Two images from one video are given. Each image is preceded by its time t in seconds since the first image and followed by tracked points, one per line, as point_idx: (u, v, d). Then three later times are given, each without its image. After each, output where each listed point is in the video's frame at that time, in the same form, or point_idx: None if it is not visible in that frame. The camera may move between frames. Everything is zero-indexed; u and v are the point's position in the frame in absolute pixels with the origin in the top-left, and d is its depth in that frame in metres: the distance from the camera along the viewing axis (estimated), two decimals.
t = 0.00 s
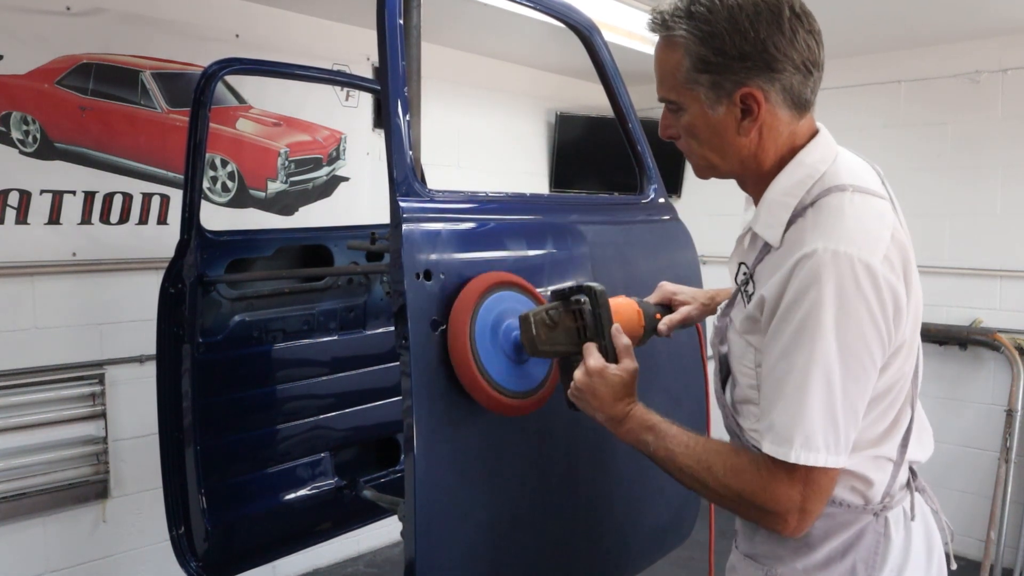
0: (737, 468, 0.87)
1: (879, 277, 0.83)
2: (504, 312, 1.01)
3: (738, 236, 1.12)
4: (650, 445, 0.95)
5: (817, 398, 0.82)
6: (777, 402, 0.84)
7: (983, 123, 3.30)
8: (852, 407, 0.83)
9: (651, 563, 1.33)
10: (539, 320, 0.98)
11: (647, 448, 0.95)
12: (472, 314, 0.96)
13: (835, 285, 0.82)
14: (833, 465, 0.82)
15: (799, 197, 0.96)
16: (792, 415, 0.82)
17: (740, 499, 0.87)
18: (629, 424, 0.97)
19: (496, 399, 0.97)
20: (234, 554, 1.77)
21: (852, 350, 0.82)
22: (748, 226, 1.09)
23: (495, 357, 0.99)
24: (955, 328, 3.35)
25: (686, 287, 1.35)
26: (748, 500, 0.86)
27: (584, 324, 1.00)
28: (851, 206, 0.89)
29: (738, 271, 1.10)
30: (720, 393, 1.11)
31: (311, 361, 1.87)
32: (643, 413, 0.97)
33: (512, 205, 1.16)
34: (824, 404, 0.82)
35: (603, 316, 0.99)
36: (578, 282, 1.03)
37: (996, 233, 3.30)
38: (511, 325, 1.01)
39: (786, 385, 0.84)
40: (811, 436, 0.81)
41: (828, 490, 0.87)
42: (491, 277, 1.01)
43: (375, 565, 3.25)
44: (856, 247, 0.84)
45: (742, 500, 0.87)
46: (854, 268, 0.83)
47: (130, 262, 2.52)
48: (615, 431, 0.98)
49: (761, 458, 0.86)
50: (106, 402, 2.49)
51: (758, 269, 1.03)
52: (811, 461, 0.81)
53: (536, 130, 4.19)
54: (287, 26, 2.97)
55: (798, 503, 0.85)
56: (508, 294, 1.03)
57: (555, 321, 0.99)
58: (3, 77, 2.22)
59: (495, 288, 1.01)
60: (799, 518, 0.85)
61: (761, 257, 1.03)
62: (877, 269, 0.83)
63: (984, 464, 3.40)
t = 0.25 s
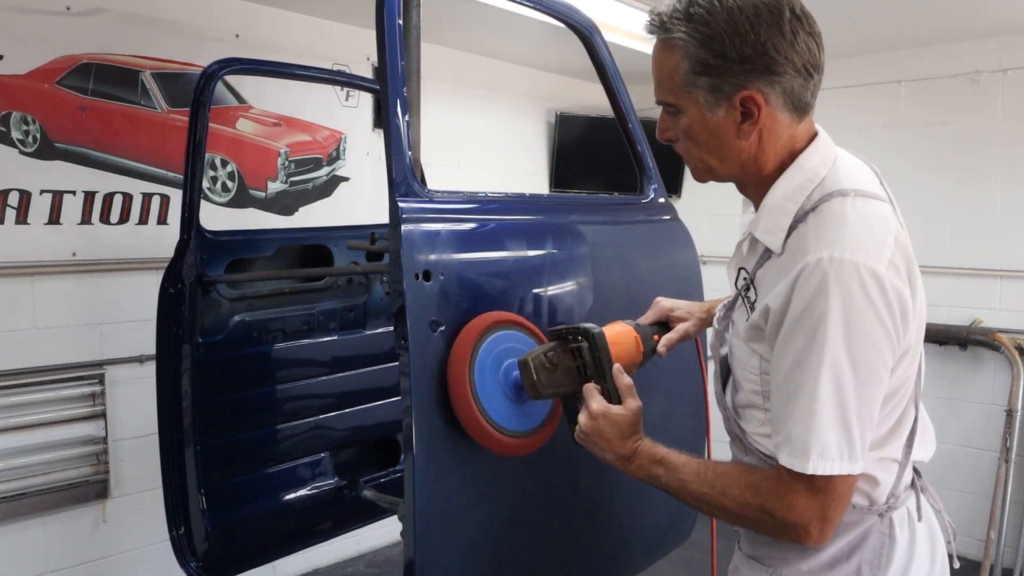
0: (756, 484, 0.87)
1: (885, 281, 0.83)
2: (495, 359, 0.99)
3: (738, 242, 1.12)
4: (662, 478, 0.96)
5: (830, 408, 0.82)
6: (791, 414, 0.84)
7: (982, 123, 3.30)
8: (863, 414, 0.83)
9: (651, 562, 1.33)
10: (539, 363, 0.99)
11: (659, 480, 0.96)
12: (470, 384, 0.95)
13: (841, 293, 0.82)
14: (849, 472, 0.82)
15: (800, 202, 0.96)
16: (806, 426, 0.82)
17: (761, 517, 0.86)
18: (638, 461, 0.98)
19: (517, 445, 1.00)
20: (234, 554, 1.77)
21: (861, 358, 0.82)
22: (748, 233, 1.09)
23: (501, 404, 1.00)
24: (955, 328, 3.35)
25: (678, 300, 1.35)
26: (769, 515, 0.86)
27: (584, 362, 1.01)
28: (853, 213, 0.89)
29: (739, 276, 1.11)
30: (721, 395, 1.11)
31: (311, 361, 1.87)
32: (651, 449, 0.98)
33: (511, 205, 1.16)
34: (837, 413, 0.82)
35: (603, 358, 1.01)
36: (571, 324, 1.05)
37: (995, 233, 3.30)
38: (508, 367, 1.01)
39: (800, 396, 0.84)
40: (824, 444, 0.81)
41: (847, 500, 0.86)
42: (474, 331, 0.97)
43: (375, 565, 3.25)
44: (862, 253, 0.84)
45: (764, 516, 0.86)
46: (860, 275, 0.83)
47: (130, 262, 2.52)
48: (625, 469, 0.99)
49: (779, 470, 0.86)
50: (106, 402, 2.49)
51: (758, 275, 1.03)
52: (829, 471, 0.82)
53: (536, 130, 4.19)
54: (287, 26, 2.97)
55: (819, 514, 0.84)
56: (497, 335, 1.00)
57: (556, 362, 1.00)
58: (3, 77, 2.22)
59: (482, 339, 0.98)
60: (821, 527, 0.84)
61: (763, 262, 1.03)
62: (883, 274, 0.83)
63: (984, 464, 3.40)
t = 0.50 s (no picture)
0: (740, 473, 0.87)
1: (887, 282, 0.83)
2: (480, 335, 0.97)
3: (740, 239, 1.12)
4: (647, 451, 0.94)
5: (823, 405, 0.82)
6: (782, 408, 0.84)
7: (983, 123, 3.30)
8: (857, 413, 0.83)
9: (651, 562, 1.33)
10: (529, 327, 0.95)
11: (643, 453, 0.94)
12: (466, 371, 0.93)
13: (844, 290, 0.82)
14: (836, 472, 0.83)
15: (804, 199, 0.96)
16: (796, 421, 0.82)
17: (742, 507, 0.87)
18: (625, 431, 0.95)
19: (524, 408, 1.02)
20: (234, 554, 1.77)
21: (859, 357, 0.82)
22: (750, 228, 1.10)
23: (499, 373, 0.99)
24: (955, 328, 3.35)
25: (676, 283, 1.35)
26: (752, 507, 0.86)
27: (575, 328, 0.98)
28: (856, 211, 0.89)
29: (742, 273, 1.11)
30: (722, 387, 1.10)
31: (311, 361, 1.87)
32: (639, 420, 0.95)
33: (512, 206, 1.16)
34: (830, 411, 0.82)
35: (593, 322, 0.98)
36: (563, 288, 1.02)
37: (995, 233, 3.30)
38: (497, 333, 0.99)
39: (793, 391, 0.84)
40: (814, 442, 0.82)
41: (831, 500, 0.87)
42: (452, 315, 0.94)
43: (375, 565, 3.25)
44: (865, 251, 0.84)
45: (744, 508, 0.87)
46: (862, 274, 0.83)
47: (130, 262, 2.52)
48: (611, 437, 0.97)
49: (766, 463, 0.87)
50: (106, 402, 2.49)
51: (758, 271, 1.03)
52: (816, 468, 0.82)
53: (536, 130, 4.19)
54: (287, 26, 2.97)
55: (800, 513, 0.85)
56: (483, 304, 0.98)
57: (545, 324, 0.97)
58: (3, 76, 2.23)
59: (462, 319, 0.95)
60: (803, 527, 0.85)
61: (764, 258, 1.03)
62: (885, 274, 0.83)
63: (984, 464, 3.40)
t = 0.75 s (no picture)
0: (706, 442, 0.87)
1: (884, 276, 0.83)
2: (469, 294, 0.96)
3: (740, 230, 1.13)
4: (626, 396, 0.93)
5: (803, 393, 0.81)
6: (760, 389, 0.84)
7: (983, 124, 3.30)
8: (837, 407, 0.83)
9: (651, 562, 1.33)
10: (518, 267, 0.95)
11: (623, 395, 0.93)
12: (454, 313, 0.92)
13: (838, 278, 0.82)
14: (806, 464, 0.82)
15: (804, 190, 0.96)
16: (772, 406, 0.82)
17: (702, 473, 0.86)
18: (609, 367, 0.94)
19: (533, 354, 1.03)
20: (234, 554, 1.77)
21: (847, 349, 0.82)
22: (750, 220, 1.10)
23: (493, 325, 0.98)
24: (955, 328, 3.35)
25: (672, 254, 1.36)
26: (711, 478, 0.86)
27: (565, 270, 0.98)
28: (855, 203, 0.89)
29: (739, 265, 1.12)
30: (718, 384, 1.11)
31: (311, 361, 1.86)
32: (625, 360, 0.94)
33: (512, 205, 1.16)
34: (808, 401, 0.81)
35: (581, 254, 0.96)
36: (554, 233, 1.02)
37: (995, 233, 3.30)
38: (485, 288, 0.98)
39: (774, 374, 0.84)
40: (791, 431, 0.81)
41: (791, 491, 0.86)
42: (440, 287, 0.92)
43: (375, 565, 3.25)
44: (863, 243, 0.84)
45: (703, 478, 0.87)
46: (857, 266, 0.83)
47: (130, 262, 2.52)
48: (596, 370, 0.95)
49: (732, 442, 0.86)
50: (106, 402, 2.49)
51: (756, 263, 1.03)
52: (782, 454, 0.81)
53: (536, 130, 4.20)
54: (287, 27, 2.97)
55: (758, 497, 0.84)
56: (471, 258, 0.98)
57: (536, 266, 0.97)
58: (3, 76, 2.22)
59: (449, 286, 0.93)
60: (757, 512, 0.85)
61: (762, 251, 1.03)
62: (881, 268, 0.83)
63: (984, 464, 3.40)
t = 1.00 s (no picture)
0: (671, 400, 0.88)
1: (884, 269, 0.84)
2: (462, 266, 0.95)
3: (742, 221, 1.12)
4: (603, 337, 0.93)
5: (777, 369, 0.82)
6: (735, 357, 0.85)
7: (983, 124, 3.30)
8: (811, 392, 0.82)
9: (651, 562, 1.33)
10: (506, 220, 0.97)
11: (600, 333, 0.93)
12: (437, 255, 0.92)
13: (833, 262, 0.83)
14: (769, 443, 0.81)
15: (808, 184, 0.97)
16: (745, 377, 0.83)
17: (660, 426, 0.87)
18: (593, 301, 0.93)
19: (531, 316, 1.02)
20: (234, 554, 1.77)
21: (835, 338, 0.82)
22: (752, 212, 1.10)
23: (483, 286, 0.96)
24: (955, 327, 3.35)
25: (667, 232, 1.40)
26: (667, 435, 0.87)
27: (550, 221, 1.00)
28: (860, 197, 0.90)
29: (739, 257, 1.12)
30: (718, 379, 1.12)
31: (311, 361, 1.86)
32: (611, 299, 0.94)
33: (512, 205, 1.16)
34: (784, 379, 0.81)
35: (564, 194, 1.00)
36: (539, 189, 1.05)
37: (995, 233, 3.30)
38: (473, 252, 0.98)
39: (753, 345, 0.84)
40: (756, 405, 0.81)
41: (741, 466, 0.86)
42: (438, 269, 0.91)
43: (375, 565, 3.25)
44: (864, 233, 0.85)
45: (659, 434, 0.87)
46: (856, 253, 0.83)
47: (130, 262, 2.52)
48: (581, 305, 0.94)
49: (698, 407, 0.87)
50: (106, 402, 2.49)
51: (755, 253, 1.04)
52: (743, 425, 0.82)
53: (536, 130, 4.19)
54: (287, 26, 2.97)
55: (707, 463, 0.85)
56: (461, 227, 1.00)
57: (523, 219, 0.99)
58: (3, 76, 2.22)
59: (444, 266, 0.92)
60: (702, 478, 0.85)
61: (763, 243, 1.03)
62: (881, 260, 0.84)
63: (983, 464, 3.40)
